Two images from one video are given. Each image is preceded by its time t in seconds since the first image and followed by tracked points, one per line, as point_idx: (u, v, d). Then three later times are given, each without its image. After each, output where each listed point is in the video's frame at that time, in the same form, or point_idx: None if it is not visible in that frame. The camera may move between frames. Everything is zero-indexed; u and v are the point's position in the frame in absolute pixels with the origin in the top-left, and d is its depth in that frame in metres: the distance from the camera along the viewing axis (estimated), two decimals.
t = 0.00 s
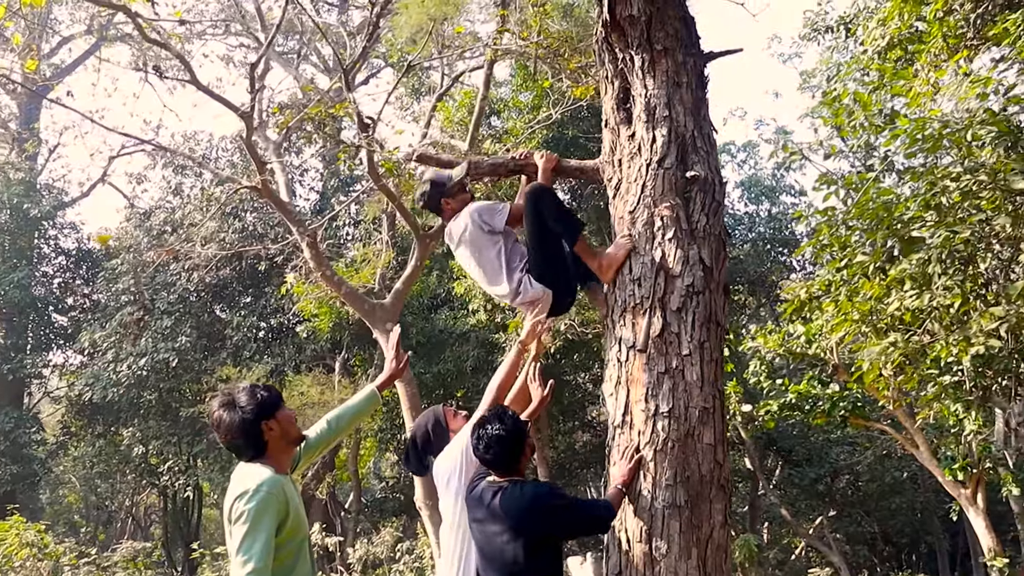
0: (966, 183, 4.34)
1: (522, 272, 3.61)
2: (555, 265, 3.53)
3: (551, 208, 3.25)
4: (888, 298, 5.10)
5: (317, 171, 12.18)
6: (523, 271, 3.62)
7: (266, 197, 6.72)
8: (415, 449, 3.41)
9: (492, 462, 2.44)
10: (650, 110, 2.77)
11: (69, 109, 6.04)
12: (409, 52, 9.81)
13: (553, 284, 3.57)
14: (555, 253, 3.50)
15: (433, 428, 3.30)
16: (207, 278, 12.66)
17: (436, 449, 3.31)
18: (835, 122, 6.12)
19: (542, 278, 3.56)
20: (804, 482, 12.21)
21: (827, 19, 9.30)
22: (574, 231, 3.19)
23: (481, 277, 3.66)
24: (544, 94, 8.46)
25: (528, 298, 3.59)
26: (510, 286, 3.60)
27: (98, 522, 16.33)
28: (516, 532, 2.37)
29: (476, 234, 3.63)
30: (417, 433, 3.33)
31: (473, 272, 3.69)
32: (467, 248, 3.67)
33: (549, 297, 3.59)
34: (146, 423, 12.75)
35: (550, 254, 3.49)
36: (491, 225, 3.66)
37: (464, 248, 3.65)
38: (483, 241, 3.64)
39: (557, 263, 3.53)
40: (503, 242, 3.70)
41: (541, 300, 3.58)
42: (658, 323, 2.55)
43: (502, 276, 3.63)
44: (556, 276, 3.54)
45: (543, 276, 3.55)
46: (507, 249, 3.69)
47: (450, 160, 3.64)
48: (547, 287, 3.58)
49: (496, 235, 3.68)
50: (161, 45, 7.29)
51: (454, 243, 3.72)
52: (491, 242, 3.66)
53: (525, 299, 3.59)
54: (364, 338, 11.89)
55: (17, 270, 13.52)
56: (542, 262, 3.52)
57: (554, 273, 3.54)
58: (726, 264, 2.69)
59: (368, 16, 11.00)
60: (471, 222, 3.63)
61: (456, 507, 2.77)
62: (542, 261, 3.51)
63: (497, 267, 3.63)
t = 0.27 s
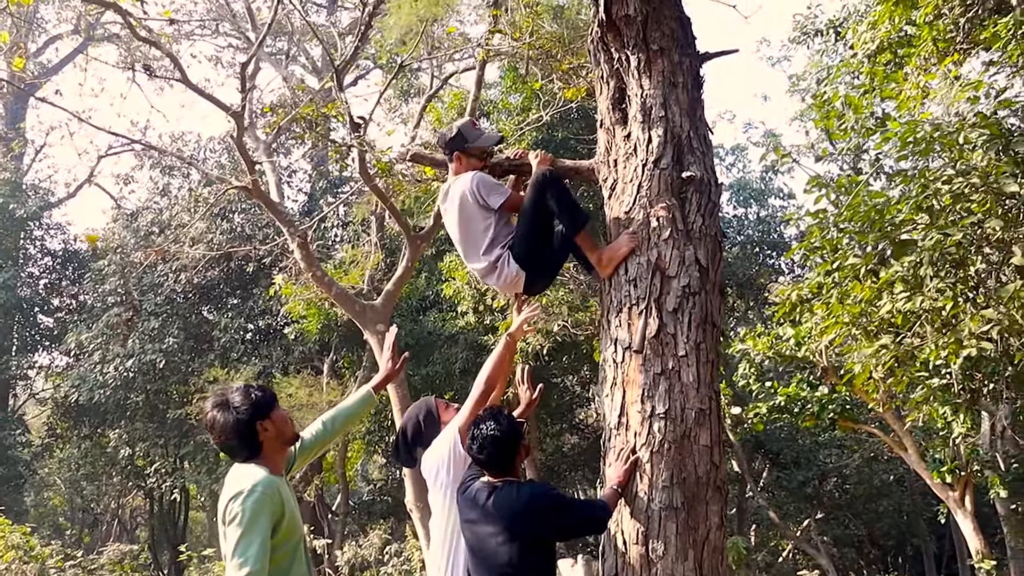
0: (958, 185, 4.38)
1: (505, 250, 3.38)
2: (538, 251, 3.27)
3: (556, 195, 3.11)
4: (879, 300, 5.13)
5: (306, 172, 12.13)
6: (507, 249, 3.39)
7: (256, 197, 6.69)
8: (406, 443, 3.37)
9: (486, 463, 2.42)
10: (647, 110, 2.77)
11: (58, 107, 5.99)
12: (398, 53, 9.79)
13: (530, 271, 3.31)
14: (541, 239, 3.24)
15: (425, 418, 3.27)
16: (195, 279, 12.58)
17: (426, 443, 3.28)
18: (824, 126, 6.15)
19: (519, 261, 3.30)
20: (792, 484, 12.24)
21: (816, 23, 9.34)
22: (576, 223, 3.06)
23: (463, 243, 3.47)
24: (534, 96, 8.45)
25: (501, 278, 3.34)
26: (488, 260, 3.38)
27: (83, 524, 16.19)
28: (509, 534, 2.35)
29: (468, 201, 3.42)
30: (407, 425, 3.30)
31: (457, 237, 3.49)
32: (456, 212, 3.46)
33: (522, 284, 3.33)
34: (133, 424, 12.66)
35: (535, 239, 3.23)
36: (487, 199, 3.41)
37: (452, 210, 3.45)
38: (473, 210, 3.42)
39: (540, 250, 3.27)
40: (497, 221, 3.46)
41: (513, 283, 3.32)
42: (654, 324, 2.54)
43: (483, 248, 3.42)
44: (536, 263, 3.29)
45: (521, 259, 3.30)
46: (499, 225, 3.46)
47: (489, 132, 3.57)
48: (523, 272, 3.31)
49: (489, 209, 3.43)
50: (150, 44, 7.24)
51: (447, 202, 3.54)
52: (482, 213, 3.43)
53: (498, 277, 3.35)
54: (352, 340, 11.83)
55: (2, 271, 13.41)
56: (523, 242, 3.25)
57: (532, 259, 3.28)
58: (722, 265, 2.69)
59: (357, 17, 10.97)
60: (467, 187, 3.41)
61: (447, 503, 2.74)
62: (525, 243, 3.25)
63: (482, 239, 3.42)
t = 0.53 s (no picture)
0: (952, 191, 4.41)
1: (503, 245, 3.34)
2: (536, 250, 3.26)
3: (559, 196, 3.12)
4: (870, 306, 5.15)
5: (296, 175, 12.09)
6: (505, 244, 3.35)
7: (248, 201, 6.66)
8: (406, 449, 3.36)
9: (481, 471, 2.41)
10: (643, 115, 2.76)
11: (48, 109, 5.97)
12: (390, 56, 9.78)
13: (527, 269, 3.29)
14: (541, 238, 3.24)
15: (422, 425, 3.25)
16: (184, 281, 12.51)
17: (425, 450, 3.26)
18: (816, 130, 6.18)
19: (517, 258, 3.28)
20: (782, 488, 12.23)
21: (807, 28, 9.39)
22: (578, 226, 3.08)
23: (463, 235, 3.38)
24: (525, 100, 8.45)
25: (498, 274, 3.30)
26: (486, 254, 3.32)
27: (71, 528, 16.06)
28: (501, 543, 2.34)
29: (472, 191, 3.35)
30: (406, 432, 3.28)
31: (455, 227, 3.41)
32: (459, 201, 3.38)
33: (519, 281, 3.31)
34: (121, 427, 12.58)
35: (536, 238, 3.22)
36: (492, 192, 3.36)
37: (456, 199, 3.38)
38: (476, 202, 3.36)
39: (539, 249, 3.26)
40: (498, 215, 3.42)
41: (510, 281, 3.30)
42: (650, 331, 2.54)
43: (483, 241, 3.36)
44: (534, 261, 3.28)
45: (519, 256, 3.28)
46: (498, 219, 3.41)
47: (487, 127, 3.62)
48: (521, 269, 3.29)
49: (492, 202, 3.38)
50: (141, 46, 7.21)
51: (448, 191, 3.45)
52: (485, 206, 3.37)
53: (494, 273, 3.31)
54: (342, 344, 11.79)
55: None
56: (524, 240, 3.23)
57: (531, 257, 3.27)
58: (718, 271, 2.69)
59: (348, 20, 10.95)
60: (474, 177, 3.35)
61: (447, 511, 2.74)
62: (524, 241, 3.25)
63: (483, 231, 3.36)
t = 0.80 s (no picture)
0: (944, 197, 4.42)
1: (506, 252, 3.36)
2: (541, 254, 3.29)
3: (557, 200, 3.06)
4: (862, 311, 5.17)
5: (287, 178, 12.05)
6: (508, 251, 3.37)
7: (239, 205, 6.63)
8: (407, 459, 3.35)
9: (476, 481, 2.41)
10: (637, 123, 2.76)
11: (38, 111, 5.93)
12: (382, 59, 9.76)
13: (531, 274, 3.32)
14: (546, 243, 3.26)
15: (423, 436, 3.23)
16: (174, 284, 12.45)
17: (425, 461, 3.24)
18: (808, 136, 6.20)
19: (522, 263, 3.31)
20: (773, 492, 12.25)
21: (798, 33, 9.42)
22: (578, 228, 2.95)
23: (467, 244, 3.40)
24: (517, 103, 8.44)
25: (502, 280, 3.32)
26: (491, 261, 3.35)
27: (59, 531, 15.95)
28: (497, 551, 2.32)
29: (474, 201, 3.35)
30: (407, 442, 3.27)
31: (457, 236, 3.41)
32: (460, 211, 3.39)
33: (523, 287, 3.34)
34: (111, 430, 12.50)
35: (540, 241, 3.25)
36: (494, 201, 3.36)
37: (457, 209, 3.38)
38: (479, 211, 3.36)
39: (543, 254, 3.29)
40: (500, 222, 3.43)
41: (514, 287, 3.32)
42: (645, 339, 2.55)
43: (485, 249, 3.38)
44: (538, 266, 3.31)
45: (523, 262, 3.31)
46: (499, 227, 3.42)
47: (487, 132, 3.57)
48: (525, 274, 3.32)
49: (493, 211, 3.38)
50: (132, 48, 7.17)
51: (449, 200, 3.44)
52: (487, 215, 3.38)
53: (498, 280, 3.33)
54: (333, 347, 11.75)
55: None
56: (528, 244, 3.27)
57: (535, 262, 3.31)
58: (712, 279, 2.70)
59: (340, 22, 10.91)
60: (476, 186, 3.34)
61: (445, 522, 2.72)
62: (528, 245, 3.27)
63: (485, 239, 3.38)
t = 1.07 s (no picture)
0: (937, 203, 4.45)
1: (519, 235, 3.19)
2: (556, 238, 3.09)
3: (580, 193, 2.75)
4: (855, 316, 5.19)
5: (279, 180, 12.03)
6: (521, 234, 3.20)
7: (232, 208, 6.62)
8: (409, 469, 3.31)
9: (468, 488, 2.39)
10: (632, 128, 2.77)
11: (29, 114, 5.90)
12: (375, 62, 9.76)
13: (545, 259, 3.13)
14: (561, 233, 3.08)
15: (424, 447, 3.18)
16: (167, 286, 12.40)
17: (428, 471, 3.19)
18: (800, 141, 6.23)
19: (535, 247, 3.13)
20: (764, 496, 12.26)
21: (791, 38, 9.46)
22: (589, 232, 2.70)
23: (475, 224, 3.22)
24: (510, 107, 8.44)
25: (513, 265, 3.15)
26: (501, 244, 3.18)
27: (49, 534, 15.88)
28: (492, 559, 2.32)
29: (481, 184, 3.22)
30: (407, 453, 3.22)
31: (464, 223, 3.26)
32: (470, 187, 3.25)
33: (535, 273, 3.16)
34: (102, 433, 12.44)
35: (555, 225, 3.04)
36: (503, 184, 3.22)
37: (468, 187, 3.24)
38: (486, 195, 3.22)
39: (557, 240, 3.09)
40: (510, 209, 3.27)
41: (525, 272, 3.14)
42: (638, 345, 2.56)
43: (495, 232, 3.21)
44: (554, 250, 3.12)
45: (536, 245, 3.13)
46: (509, 211, 3.27)
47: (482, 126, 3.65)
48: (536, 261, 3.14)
49: (502, 194, 3.24)
50: (124, 50, 7.14)
51: (453, 187, 3.33)
52: (496, 198, 3.23)
53: (509, 265, 3.16)
54: (325, 350, 11.72)
55: None
56: (544, 229, 3.09)
57: (549, 246, 3.11)
58: (706, 286, 2.70)
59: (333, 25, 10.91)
60: (482, 170, 3.23)
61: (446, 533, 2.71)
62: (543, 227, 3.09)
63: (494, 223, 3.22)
